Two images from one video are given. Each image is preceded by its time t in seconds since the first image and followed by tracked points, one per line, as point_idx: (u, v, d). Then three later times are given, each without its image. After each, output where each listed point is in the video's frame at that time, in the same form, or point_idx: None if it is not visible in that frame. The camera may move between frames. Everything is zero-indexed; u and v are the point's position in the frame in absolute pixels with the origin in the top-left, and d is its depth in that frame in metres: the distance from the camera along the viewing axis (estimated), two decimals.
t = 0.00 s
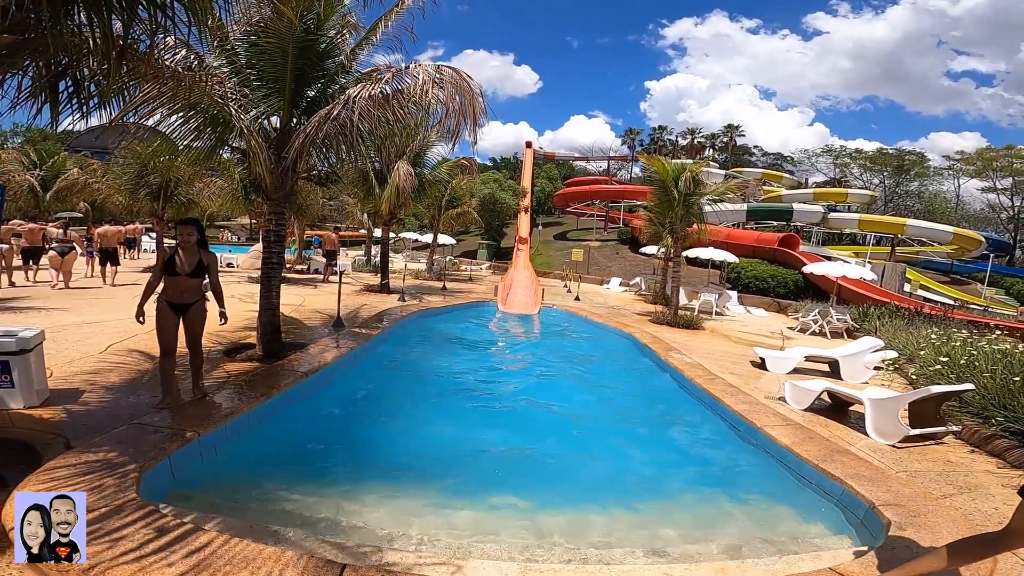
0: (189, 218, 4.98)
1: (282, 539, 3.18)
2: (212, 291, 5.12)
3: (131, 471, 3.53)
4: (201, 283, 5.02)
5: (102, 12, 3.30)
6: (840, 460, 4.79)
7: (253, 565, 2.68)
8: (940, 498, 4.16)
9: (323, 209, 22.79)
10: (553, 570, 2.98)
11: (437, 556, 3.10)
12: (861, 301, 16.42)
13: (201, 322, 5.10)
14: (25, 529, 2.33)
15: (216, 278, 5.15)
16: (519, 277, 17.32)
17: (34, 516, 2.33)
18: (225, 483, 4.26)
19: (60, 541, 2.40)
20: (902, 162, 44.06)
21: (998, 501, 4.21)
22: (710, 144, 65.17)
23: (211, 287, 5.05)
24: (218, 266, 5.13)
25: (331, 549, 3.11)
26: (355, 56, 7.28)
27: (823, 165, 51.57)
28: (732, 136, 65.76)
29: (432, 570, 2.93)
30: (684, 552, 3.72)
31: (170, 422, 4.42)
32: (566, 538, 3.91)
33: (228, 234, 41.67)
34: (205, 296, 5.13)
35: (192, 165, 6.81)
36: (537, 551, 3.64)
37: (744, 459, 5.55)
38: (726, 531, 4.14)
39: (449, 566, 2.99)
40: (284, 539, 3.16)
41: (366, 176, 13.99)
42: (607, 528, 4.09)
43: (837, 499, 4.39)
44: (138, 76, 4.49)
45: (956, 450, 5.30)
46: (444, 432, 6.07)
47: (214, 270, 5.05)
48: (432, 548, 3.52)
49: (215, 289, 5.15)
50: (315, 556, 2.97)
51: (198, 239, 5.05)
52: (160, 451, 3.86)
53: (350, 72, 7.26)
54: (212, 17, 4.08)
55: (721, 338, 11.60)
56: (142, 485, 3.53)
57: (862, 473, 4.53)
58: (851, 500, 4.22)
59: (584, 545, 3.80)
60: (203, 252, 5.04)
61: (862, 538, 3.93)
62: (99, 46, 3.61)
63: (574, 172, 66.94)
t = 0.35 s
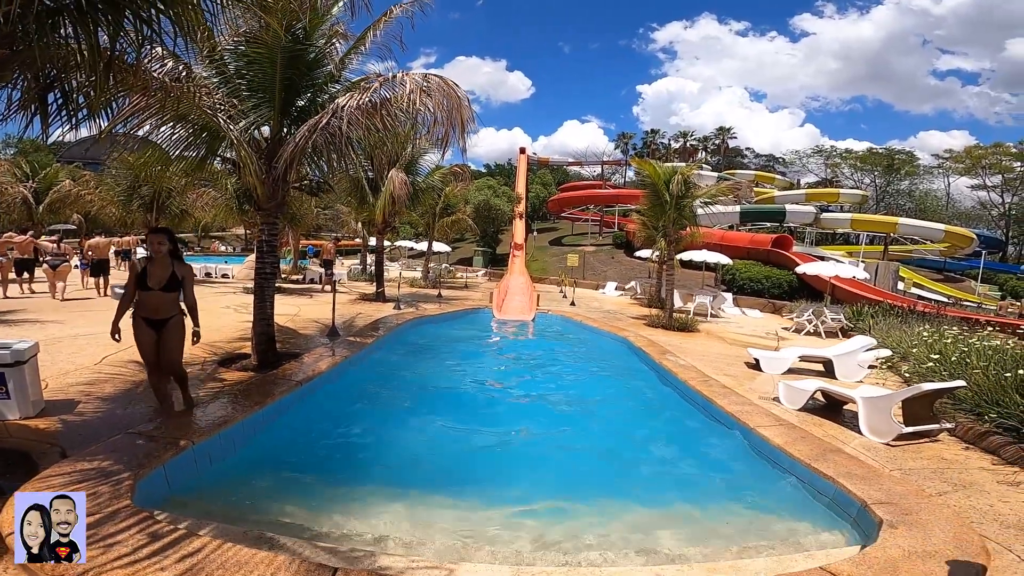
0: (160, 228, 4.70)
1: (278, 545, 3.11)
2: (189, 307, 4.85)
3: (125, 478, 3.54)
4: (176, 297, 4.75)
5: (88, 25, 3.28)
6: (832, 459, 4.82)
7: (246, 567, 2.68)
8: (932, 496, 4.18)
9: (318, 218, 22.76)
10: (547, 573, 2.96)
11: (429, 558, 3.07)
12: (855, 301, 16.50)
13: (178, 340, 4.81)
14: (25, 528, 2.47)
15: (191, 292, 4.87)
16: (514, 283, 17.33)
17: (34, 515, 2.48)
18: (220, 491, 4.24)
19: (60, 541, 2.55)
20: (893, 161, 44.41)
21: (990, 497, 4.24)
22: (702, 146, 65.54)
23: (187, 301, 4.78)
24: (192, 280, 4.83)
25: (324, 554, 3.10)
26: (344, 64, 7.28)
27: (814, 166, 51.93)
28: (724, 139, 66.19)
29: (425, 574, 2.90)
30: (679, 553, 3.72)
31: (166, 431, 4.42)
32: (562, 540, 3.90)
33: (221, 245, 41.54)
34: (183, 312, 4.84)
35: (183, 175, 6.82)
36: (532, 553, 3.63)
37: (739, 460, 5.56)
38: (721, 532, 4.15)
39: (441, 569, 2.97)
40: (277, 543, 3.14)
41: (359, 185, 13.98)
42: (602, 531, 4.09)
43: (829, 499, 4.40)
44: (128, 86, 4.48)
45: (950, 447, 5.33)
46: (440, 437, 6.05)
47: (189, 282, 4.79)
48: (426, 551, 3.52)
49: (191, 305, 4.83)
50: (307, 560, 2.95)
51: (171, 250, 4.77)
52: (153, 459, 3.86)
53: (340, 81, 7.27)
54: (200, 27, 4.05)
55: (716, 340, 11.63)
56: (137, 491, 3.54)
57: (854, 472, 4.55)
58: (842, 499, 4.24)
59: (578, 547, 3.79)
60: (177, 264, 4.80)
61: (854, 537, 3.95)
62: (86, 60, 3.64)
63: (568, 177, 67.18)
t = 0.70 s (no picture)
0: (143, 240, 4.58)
1: (278, 553, 3.10)
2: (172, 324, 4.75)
3: (124, 488, 3.55)
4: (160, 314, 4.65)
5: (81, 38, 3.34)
6: (829, 459, 4.84)
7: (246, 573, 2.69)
8: (930, 494, 4.19)
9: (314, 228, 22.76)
10: None
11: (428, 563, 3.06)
12: (851, 301, 16.55)
13: (161, 358, 4.69)
14: (25, 528, 2.40)
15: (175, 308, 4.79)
16: (512, 291, 17.35)
17: (34, 515, 2.40)
18: (219, 500, 4.23)
19: (61, 541, 2.47)
20: (884, 161, 44.77)
21: (989, 494, 4.25)
22: (696, 150, 65.92)
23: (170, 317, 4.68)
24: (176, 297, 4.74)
25: (325, 560, 3.08)
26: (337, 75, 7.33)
27: (807, 168, 52.29)
28: (717, 142, 66.62)
29: None
30: (681, 555, 3.72)
31: (166, 441, 4.46)
32: (560, 544, 3.90)
33: (217, 257, 41.49)
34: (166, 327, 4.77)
35: (178, 188, 6.83)
36: (531, 557, 3.63)
37: (738, 462, 5.55)
38: (719, 533, 4.16)
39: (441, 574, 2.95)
40: (278, 551, 3.12)
41: (354, 195, 13.99)
42: (604, 535, 4.07)
43: (827, 499, 4.41)
44: (122, 100, 4.49)
45: (947, 445, 5.35)
46: (441, 444, 6.04)
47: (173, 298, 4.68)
48: (426, 557, 3.50)
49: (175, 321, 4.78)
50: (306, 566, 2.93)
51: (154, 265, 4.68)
52: (151, 471, 3.87)
53: (333, 91, 7.31)
54: (193, 40, 4.07)
55: (713, 343, 11.65)
56: (137, 501, 3.55)
57: (851, 471, 4.57)
58: (840, 499, 4.25)
59: (578, 550, 3.79)
60: (161, 279, 4.71)
61: (853, 537, 3.94)
62: (81, 73, 3.66)
63: (563, 183, 67.43)
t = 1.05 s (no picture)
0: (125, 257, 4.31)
1: (278, 563, 3.07)
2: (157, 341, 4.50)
3: (123, 500, 3.57)
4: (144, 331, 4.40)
5: (74, 50, 3.35)
6: (829, 461, 4.84)
7: None
8: (930, 494, 4.19)
9: (310, 239, 22.77)
10: None
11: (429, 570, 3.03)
12: (847, 303, 16.60)
13: (147, 376, 4.46)
14: (26, 528, 2.54)
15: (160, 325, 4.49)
16: (509, 299, 17.36)
17: (34, 516, 2.53)
18: (217, 510, 4.22)
19: (60, 541, 2.67)
20: (875, 163, 45.20)
21: (989, 493, 4.25)
22: (689, 155, 66.35)
23: (155, 334, 4.43)
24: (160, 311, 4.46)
25: (325, 570, 3.04)
26: (330, 85, 7.36)
27: (800, 171, 52.69)
28: (710, 147, 67.10)
29: None
30: (681, 559, 3.70)
31: (164, 454, 4.45)
32: (558, 550, 3.87)
33: (213, 269, 41.45)
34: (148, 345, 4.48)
35: (172, 201, 6.84)
36: (528, 564, 3.61)
37: (736, 465, 5.55)
38: (718, 536, 4.15)
39: None
40: (278, 561, 3.09)
41: (349, 206, 14.00)
42: (602, 541, 4.06)
43: (827, 501, 4.40)
44: (116, 113, 4.51)
45: (945, 445, 5.35)
46: (440, 453, 6.01)
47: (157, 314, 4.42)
48: (426, 565, 3.49)
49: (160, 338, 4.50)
50: None
51: (135, 280, 4.41)
52: (148, 483, 3.86)
53: (326, 102, 7.34)
54: (185, 52, 4.09)
55: (711, 348, 11.66)
56: (136, 513, 3.55)
57: (850, 473, 4.56)
58: (840, 501, 4.25)
59: (576, 557, 3.77)
60: (144, 295, 4.43)
61: (854, 539, 3.93)
62: (73, 84, 3.65)
63: (558, 190, 67.69)
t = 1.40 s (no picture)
0: (82, 264, 3.99)
1: (281, 568, 3.06)
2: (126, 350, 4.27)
3: (124, 506, 3.58)
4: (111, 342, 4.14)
5: (74, 55, 3.37)
6: (830, 463, 4.83)
7: None
8: (932, 495, 4.19)
9: (309, 245, 22.79)
10: None
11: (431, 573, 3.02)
12: (846, 306, 16.61)
13: (119, 388, 4.25)
14: (26, 528, 2.59)
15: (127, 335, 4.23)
16: (509, 304, 17.38)
17: (34, 516, 2.59)
18: (220, 513, 4.23)
19: (60, 542, 2.73)
20: (872, 165, 45.41)
21: (992, 493, 4.24)
22: (687, 159, 66.63)
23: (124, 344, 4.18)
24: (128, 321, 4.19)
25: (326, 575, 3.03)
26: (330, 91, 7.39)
27: (798, 174, 52.84)
28: (708, 151, 67.35)
29: None
30: (681, 560, 3.70)
31: (165, 459, 4.46)
32: (559, 553, 3.88)
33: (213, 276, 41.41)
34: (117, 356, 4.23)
35: (172, 206, 6.86)
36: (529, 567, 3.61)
37: (738, 468, 5.54)
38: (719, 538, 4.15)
39: None
40: (280, 566, 3.08)
41: (349, 212, 14.02)
42: (603, 543, 4.05)
43: (829, 503, 4.39)
44: (118, 119, 4.54)
45: (946, 446, 5.35)
46: (441, 457, 6.01)
47: (123, 324, 4.16)
48: (427, 568, 3.49)
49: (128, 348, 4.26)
50: None
51: (94, 289, 4.10)
52: (149, 489, 3.87)
53: (326, 108, 7.36)
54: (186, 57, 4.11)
55: (711, 352, 11.66)
56: (137, 518, 3.56)
57: (852, 474, 4.56)
58: (842, 503, 4.25)
59: (577, 561, 3.76)
60: (105, 304, 4.14)
61: (855, 540, 3.93)
62: (74, 89, 3.67)
63: (556, 195, 67.85)
